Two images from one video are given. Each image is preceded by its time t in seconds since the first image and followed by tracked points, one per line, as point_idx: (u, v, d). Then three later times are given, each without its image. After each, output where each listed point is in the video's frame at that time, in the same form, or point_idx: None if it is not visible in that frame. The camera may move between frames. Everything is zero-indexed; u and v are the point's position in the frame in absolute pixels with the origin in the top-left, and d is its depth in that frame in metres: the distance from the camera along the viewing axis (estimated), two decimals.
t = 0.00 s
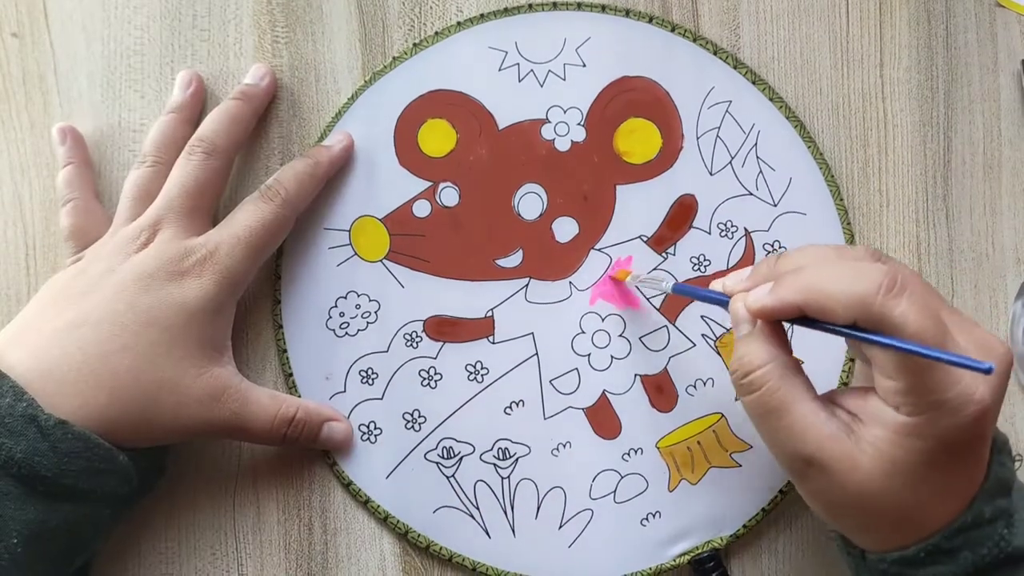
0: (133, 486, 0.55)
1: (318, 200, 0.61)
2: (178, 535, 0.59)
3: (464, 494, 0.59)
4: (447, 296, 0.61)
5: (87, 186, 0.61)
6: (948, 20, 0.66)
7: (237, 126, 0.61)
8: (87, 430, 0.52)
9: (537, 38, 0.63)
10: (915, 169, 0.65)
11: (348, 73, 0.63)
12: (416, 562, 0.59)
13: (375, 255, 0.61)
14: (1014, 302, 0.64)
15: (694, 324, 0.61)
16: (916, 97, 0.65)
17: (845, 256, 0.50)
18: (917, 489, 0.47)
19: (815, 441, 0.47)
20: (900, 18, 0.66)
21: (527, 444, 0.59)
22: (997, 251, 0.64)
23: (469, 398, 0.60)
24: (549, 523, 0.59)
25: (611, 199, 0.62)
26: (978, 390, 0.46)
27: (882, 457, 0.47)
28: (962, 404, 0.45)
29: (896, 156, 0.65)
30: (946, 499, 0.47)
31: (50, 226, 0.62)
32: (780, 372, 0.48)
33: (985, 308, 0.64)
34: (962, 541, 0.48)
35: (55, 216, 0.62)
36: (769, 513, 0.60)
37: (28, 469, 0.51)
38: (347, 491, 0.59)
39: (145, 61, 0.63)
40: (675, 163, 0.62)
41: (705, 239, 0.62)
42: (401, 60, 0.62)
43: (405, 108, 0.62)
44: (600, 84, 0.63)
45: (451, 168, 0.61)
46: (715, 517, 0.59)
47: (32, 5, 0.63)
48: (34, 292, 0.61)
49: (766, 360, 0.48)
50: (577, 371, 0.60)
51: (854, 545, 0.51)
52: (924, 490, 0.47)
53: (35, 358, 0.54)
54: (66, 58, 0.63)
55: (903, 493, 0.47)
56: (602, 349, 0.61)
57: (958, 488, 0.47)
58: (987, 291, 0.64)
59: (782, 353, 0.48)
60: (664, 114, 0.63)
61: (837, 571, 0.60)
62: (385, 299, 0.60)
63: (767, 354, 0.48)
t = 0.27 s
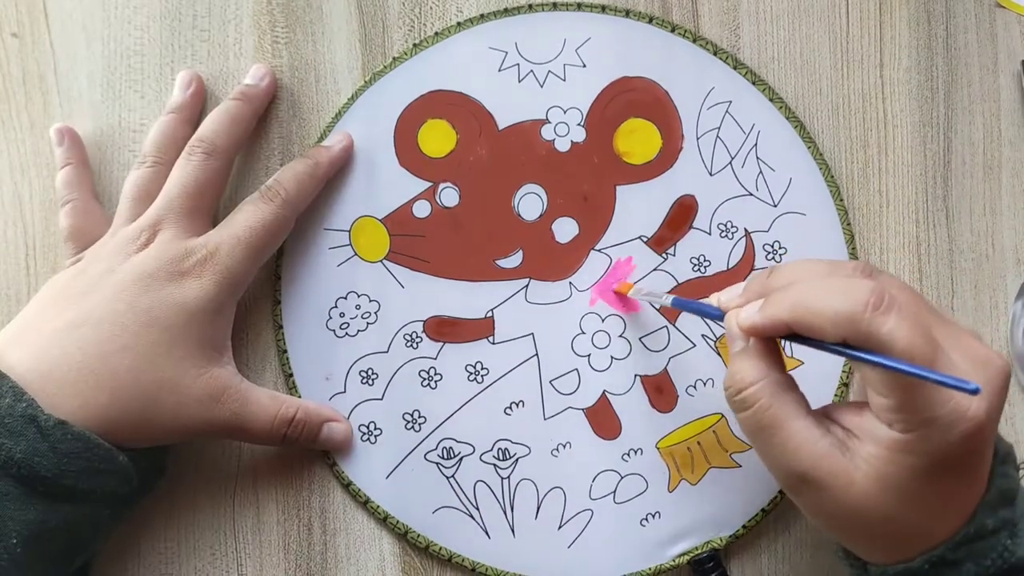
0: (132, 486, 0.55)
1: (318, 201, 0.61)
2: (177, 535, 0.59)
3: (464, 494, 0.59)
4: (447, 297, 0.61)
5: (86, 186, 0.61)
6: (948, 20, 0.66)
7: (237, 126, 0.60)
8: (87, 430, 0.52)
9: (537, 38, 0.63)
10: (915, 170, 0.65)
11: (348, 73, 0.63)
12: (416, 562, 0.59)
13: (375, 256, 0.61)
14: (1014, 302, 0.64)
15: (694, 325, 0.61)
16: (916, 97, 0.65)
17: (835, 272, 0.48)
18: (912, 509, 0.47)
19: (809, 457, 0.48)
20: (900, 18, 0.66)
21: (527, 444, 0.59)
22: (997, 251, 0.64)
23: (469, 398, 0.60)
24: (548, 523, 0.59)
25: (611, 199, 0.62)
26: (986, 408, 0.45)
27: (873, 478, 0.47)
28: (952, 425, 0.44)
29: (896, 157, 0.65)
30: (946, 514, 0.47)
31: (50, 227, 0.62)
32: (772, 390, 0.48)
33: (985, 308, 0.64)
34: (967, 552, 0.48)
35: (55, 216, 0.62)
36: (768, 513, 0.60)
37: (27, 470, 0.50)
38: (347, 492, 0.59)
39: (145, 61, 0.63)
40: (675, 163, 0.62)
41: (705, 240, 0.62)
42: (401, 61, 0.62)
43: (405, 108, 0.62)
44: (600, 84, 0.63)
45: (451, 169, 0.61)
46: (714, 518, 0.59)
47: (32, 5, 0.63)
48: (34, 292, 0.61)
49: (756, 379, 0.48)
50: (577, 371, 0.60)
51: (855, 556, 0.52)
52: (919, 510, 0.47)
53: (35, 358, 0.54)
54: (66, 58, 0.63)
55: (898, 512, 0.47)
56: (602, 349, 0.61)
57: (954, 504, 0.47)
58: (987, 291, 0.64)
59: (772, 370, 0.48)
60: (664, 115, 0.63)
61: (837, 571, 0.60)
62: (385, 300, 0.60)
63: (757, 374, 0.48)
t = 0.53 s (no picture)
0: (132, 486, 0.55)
1: (318, 201, 0.61)
2: (178, 535, 0.59)
3: (464, 495, 0.59)
4: (447, 297, 0.61)
5: (85, 186, 0.61)
6: (948, 21, 0.66)
7: (238, 126, 0.60)
8: (87, 431, 0.52)
9: (537, 38, 0.63)
10: (915, 170, 0.65)
11: (348, 73, 0.63)
12: (416, 562, 0.59)
13: (375, 256, 0.61)
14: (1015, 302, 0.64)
15: (694, 325, 0.61)
16: (916, 97, 0.65)
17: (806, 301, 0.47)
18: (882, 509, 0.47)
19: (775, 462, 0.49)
20: (900, 19, 0.66)
21: (528, 444, 0.59)
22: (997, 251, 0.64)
23: (469, 398, 0.60)
24: (549, 524, 0.59)
25: (612, 199, 0.62)
26: (949, 414, 0.46)
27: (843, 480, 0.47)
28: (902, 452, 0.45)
29: (896, 157, 0.65)
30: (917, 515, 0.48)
31: (50, 227, 0.62)
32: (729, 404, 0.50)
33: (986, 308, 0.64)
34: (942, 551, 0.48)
35: (55, 216, 0.62)
36: (768, 513, 0.60)
37: (27, 470, 0.50)
38: (347, 492, 0.59)
39: (145, 61, 0.63)
40: (675, 163, 0.62)
41: (705, 240, 0.62)
42: (401, 61, 0.62)
43: (405, 109, 0.62)
44: (600, 85, 0.63)
45: (450, 169, 0.61)
46: (715, 518, 0.59)
47: (32, 6, 0.63)
48: (34, 292, 0.61)
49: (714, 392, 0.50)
50: (577, 371, 0.60)
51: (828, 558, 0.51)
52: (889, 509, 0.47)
53: (36, 358, 0.54)
54: (66, 58, 0.63)
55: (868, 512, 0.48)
56: (602, 350, 0.61)
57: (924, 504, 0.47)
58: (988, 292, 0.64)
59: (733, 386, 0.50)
60: (664, 115, 0.63)
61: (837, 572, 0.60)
62: (385, 300, 0.60)
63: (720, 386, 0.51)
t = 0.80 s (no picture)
0: (132, 486, 0.55)
1: (318, 201, 0.61)
2: (178, 534, 0.59)
3: (464, 494, 0.59)
4: (447, 296, 0.61)
5: (84, 186, 0.61)
6: (948, 20, 0.66)
7: (237, 126, 0.60)
8: (87, 430, 0.52)
9: (538, 38, 0.63)
10: (915, 170, 0.65)
11: (348, 73, 0.63)
12: (416, 561, 0.59)
13: (375, 256, 0.61)
14: (1015, 302, 0.64)
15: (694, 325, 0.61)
16: (916, 97, 0.65)
17: (745, 341, 0.47)
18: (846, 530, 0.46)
19: (739, 475, 0.50)
20: (900, 18, 0.66)
21: (528, 444, 0.59)
22: (997, 250, 0.64)
23: (469, 398, 0.60)
24: (549, 523, 0.59)
25: (612, 199, 0.62)
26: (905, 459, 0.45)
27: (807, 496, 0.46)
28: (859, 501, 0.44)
29: (896, 157, 0.65)
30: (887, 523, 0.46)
31: (51, 227, 0.62)
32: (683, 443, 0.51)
33: (986, 308, 0.64)
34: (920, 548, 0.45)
35: (55, 216, 0.62)
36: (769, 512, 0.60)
37: (28, 470, 0.50)
38: (348, 491, 0.59)
39: (145, 61, 0.63)
40: (676, 163, 0.62)
41: (705, 239, 0.62)
42: (402, 60, 0.62)
43: (405, 109, 0.62)
44: (600, 84, 0.63)
45: (451, 168, 0.62)
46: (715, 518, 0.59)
47: (32, 5, 0.63)
48: (34, 292, 0.61)
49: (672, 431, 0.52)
50: (577, 371, 0.60)
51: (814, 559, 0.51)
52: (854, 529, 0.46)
53: (36, 358, 0.54)
54: (66, 58, 0.63)
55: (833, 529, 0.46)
56: (602, 349, 0.61)
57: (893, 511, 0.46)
58: (987, 291, 0.64)
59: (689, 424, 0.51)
60: (664, 114, 0.63)
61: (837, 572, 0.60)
62: (385, 300, 0.60)
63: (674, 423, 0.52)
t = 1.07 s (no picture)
0: (132, 485, 0.55)
1: (318, 201, 0.61)
2: (178, 534, 0.59)
3: (464, 494, 0.59)
4: (447, 296, 0.61)
5: (84, 186, 0.61)
6: (948, 20, 0.66)
7: (237, 126, 0.60)
8: (87, 429, 0.52)
9: (537, 38, 0.63)
10: (915, 170, 0.65)
11: (348, 73, 0.63)
12: (416, 561, 0.59)
13: (375, 255, 0.61)
14: (1014, 301, 0.64)
15: (694, 324, 0.61)
16: (916, 96, 0.65)
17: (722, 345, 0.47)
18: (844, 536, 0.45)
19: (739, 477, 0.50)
20: (900, 18, 0.66)
21: (528, 444, 0.59)
22: (997, 250, 0.64)
23: (469, 398, 0.60)
24: (549, 523, 0.59)
25: (612, 199, 0.62)
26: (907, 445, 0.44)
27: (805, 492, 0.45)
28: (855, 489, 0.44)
29: (896, 156, 0.65)
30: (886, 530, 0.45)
31: (50, 227, 0.62)
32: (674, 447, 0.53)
33: (986, 307, 0.64)
34: (935, 546, 0.46)
35: (55, 216, 0.62)
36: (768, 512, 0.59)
37: (28, 469, 0.50)
38: (348, 491, 0.59)
39: (145, 60, 0.63)
40: (676, 163, 0.62)
41: (705, 239, 0.62)
42: (401, 60, 0.62)
43: (405, 108, 0.62)
44: (600, 84, 0.63)
45: (450, 168, 0.62)
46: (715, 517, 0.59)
47: (32, 5, 0.63)
48: (33, 292, 0.61)
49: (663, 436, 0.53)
50: (577, 371, 0.60)
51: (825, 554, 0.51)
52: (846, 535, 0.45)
53: (36, 357, 0.54)
54: (66, 58, 0.63)
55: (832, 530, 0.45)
56: (602, 349, 0.61)
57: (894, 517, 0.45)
58: (987, 291, 0.64)
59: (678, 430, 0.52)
60: (664, 114, 0.63)
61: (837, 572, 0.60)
62: (385, 300, 0.60)
63: (668, 429, 0.53)
